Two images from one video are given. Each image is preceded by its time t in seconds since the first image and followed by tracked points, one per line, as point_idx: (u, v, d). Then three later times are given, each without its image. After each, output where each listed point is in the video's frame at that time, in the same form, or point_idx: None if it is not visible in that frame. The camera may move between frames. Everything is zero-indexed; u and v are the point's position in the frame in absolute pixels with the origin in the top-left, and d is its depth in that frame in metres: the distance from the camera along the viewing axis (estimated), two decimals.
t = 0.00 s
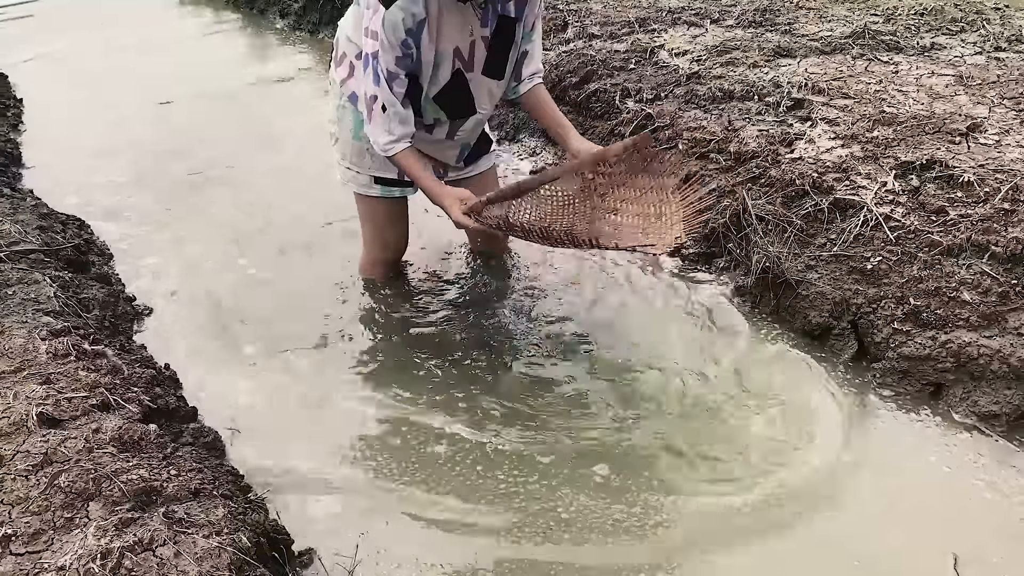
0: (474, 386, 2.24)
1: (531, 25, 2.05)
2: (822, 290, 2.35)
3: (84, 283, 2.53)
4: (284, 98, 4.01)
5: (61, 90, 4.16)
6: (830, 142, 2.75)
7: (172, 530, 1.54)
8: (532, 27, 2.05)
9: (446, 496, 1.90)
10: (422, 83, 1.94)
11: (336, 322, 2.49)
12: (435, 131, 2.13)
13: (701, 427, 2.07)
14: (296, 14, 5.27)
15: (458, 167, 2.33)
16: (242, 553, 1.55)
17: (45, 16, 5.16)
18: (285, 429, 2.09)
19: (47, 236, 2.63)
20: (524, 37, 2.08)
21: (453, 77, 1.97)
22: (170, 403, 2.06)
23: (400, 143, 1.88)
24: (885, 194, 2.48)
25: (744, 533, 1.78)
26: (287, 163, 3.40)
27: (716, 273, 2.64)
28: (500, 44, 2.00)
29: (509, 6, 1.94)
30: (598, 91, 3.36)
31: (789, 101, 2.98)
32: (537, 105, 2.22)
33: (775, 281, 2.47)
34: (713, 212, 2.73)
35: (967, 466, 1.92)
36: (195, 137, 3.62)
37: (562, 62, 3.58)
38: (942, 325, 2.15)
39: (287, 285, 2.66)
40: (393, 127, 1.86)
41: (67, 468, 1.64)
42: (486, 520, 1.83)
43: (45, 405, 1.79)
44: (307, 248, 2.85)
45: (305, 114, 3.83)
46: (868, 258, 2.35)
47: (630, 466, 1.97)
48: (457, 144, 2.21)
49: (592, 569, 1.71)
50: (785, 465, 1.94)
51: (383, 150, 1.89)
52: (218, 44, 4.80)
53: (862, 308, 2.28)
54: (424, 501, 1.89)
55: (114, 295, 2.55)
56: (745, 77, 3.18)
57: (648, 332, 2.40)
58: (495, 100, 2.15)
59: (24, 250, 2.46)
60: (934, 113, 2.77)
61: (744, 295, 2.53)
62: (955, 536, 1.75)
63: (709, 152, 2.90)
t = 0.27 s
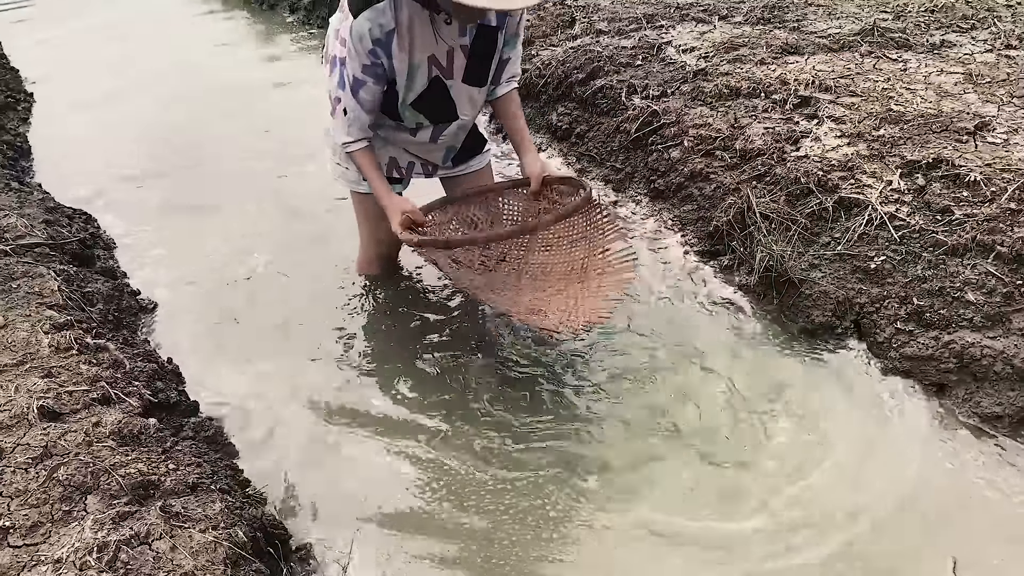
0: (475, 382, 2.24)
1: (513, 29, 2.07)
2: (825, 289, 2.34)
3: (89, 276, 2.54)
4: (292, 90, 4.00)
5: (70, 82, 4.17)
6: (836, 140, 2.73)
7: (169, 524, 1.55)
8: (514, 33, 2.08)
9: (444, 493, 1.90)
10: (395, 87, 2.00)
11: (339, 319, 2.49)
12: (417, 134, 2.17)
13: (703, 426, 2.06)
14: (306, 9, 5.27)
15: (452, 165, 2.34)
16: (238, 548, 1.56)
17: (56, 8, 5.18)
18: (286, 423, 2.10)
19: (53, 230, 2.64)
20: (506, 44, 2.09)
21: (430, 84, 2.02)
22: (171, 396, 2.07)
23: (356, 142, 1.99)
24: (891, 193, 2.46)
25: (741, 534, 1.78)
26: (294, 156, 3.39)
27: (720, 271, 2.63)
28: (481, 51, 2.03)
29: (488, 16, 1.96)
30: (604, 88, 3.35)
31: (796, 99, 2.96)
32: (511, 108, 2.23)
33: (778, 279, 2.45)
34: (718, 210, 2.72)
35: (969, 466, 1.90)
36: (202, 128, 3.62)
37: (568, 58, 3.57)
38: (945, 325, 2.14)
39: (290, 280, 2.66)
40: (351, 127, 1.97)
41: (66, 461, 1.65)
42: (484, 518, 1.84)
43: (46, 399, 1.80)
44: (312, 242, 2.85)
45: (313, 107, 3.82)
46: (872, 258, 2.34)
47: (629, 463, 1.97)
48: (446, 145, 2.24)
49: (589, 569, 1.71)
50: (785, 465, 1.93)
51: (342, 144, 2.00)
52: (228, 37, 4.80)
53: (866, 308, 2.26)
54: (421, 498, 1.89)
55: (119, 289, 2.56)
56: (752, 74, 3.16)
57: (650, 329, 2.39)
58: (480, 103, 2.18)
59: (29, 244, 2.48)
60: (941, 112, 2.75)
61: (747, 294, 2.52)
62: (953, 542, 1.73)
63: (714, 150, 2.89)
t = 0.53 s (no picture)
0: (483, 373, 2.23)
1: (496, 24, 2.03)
2: (835, 286, 2.33)
3: (102, 267, 2.56)
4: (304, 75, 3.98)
5: (84, 67, 4.17)
6: (849, 136, 2.72)
7: (176, 513, 1.57)
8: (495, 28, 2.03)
9: (451, 490, 1.91)
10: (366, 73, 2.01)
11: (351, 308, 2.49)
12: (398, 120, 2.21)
13: (712, 424, 2.06)
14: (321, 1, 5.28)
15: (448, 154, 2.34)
16: (245, 538, 1.57)
17: None
18: (296, 413, 2.11)
19: (67, 221, 2.67)
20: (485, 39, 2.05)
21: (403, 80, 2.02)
22: (181, 387, 2.09)
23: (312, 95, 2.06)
24: (903, 190, 2.44)
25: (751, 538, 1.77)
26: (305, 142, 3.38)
27: (731, 266, 2.62)
28: (458, 52, 2.00)
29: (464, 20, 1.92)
30: (617, 82, 3.34)
31: (809, 94, 2.94)
32: (478, 97, 2.19)
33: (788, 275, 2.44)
34: (729, 206, 2.71)
35: (979, 467, 1.88)
36: (214, 115, 3.61)
37: (581, 52, 3.56)
38: (956, 324, 2.12)
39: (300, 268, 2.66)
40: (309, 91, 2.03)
41: (76, 450, 1.67)
42: (490, 515, 1.85)
43: (57, 388, 1.82)
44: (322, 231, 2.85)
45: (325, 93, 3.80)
46: (883, 255, 2.33)
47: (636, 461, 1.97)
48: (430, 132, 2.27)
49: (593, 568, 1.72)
50: (798, 467, 1.92)
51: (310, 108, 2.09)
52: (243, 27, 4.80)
53: (876, 305, 2.25)
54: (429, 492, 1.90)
55: (131, 280, 2.58)
56: (766, 69, 3.14)
57: (659, 326, 2.38)
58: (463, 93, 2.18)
59: (43, 234, 2.51)
60: (956, 108, 2.72)
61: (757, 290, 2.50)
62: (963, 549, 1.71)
63: (726, 145, 2.88)
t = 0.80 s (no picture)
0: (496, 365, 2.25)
1: (486, 42, 2.04)
2: (849, 279, 2.33)
3: (121, 254, 2.59)
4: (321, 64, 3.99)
5: (104, 53, 4.19)
6: (865, 129, 2.71)
7: (191, 495, 1.59)
8: (484, 47, 2.05)
9: (462, 478, 1.93)
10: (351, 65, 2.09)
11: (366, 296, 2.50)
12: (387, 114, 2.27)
13: (725, 419, 2.05)
14: None
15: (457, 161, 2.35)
16: (258, 520, 1.60)
17: None
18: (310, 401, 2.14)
19: (87, 208, 2.70)
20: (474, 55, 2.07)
21: (386, 70, 2.10)
22: (198, 372, 2.12)
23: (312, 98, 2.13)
24: (919, 184, 2.44)
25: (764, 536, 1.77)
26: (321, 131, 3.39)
27: (744, 258, 2.62)
28: (442, 51, 2.05)
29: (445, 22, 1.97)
30: (633, 74, 3.34)
31: (826, 87, 2.93)
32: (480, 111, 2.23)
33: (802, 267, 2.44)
34: (743, 198, 2.71)
35: (993, 462, 1.88)
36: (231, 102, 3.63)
37: (598, 44, 3.56)
38: (970, 317, 2.12)
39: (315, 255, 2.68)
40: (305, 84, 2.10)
41: (95, 432, 1.70)
42: (500, 503, 1.87)
43: (77, 372, 1.85)
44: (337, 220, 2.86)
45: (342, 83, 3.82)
46: (897, 248, 2.32)
47: (647, 453, 1.98)
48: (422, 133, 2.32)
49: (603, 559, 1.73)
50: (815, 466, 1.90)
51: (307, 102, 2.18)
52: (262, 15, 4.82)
53: (889, 298, 2.25)
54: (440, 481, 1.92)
55: (149, 267, 2.61)
56: (783, 62, 3.13)
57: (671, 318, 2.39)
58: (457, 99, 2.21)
59: (63, 221, 2.54)
60: (974, 101, 2.70)
61: (770, 282, 2.50)
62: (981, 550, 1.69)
63: (742, 137, 2.87)
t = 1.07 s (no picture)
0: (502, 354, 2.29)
1: (472, 37, 1.90)
2: (855, 267, 2.34)
3: (137, 236, 2.64)
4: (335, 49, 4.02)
5: (122, 38, 4.24)
6: (875, 118, 2.71)
7: (201, 468, 1.64)
8: (471, 44, 1.91)
9: (467, 460, 1.97)
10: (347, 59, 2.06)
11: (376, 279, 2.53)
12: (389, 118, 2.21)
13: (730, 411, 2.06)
14: None
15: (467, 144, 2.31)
16: (266, 494, 1.64)
17: None
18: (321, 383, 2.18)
19: (104, 191, 2.75)
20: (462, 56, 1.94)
21: (379, 68, 2.03)
22: (210, 352, 2.16)
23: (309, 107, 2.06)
24: (928, 172, 2.44)
25: (764, 532, 1.77)
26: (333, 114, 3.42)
27: (752, 246, 2.63)
28: (432, 47, 1.97)
29: (428, 10, 1.89)
30: (645, 62, 3.35)
31: (837, 76, 2.93)
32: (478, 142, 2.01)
33: (809, 255, 2.45)
34: (752, 186, 2.72)
35: (993, 452, 1.90)
36: (245, 87, 3.66)
37: (611, 32, 3.57)
38: (975, 306, 2.12)
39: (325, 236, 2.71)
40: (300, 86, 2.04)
41: (108, 407, 1.74)
42: (503, 485, 1.90)
43: (92, 349, 1.90)
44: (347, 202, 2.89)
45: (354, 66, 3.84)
46: (904, 237, 2.33)
47: (650, 442, 1.99)
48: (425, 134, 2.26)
49: (603, 542, 1.76)
50: (820, 465, 1.90)
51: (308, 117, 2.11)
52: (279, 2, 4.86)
53: (895, 287, 2.26)
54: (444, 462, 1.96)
55: (165, 250, 2.66)
56: (795, 51, 3.13)
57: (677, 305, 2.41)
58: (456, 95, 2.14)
59: (81, 203, 2.59)
60: (986, 91, 2.70)
61: (777, 270, 2.52)
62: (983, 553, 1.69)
63: (752, 126, 2.88)
